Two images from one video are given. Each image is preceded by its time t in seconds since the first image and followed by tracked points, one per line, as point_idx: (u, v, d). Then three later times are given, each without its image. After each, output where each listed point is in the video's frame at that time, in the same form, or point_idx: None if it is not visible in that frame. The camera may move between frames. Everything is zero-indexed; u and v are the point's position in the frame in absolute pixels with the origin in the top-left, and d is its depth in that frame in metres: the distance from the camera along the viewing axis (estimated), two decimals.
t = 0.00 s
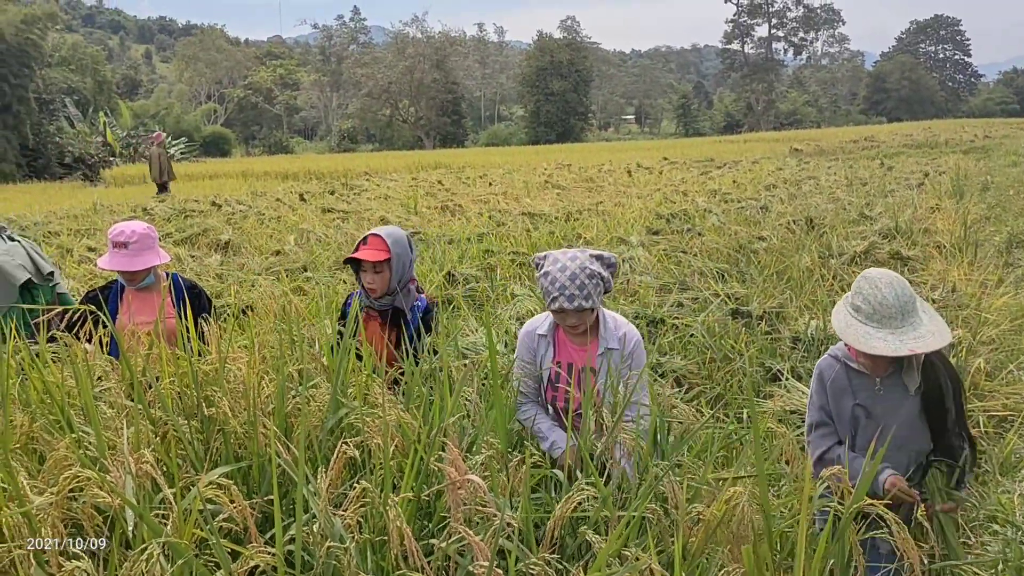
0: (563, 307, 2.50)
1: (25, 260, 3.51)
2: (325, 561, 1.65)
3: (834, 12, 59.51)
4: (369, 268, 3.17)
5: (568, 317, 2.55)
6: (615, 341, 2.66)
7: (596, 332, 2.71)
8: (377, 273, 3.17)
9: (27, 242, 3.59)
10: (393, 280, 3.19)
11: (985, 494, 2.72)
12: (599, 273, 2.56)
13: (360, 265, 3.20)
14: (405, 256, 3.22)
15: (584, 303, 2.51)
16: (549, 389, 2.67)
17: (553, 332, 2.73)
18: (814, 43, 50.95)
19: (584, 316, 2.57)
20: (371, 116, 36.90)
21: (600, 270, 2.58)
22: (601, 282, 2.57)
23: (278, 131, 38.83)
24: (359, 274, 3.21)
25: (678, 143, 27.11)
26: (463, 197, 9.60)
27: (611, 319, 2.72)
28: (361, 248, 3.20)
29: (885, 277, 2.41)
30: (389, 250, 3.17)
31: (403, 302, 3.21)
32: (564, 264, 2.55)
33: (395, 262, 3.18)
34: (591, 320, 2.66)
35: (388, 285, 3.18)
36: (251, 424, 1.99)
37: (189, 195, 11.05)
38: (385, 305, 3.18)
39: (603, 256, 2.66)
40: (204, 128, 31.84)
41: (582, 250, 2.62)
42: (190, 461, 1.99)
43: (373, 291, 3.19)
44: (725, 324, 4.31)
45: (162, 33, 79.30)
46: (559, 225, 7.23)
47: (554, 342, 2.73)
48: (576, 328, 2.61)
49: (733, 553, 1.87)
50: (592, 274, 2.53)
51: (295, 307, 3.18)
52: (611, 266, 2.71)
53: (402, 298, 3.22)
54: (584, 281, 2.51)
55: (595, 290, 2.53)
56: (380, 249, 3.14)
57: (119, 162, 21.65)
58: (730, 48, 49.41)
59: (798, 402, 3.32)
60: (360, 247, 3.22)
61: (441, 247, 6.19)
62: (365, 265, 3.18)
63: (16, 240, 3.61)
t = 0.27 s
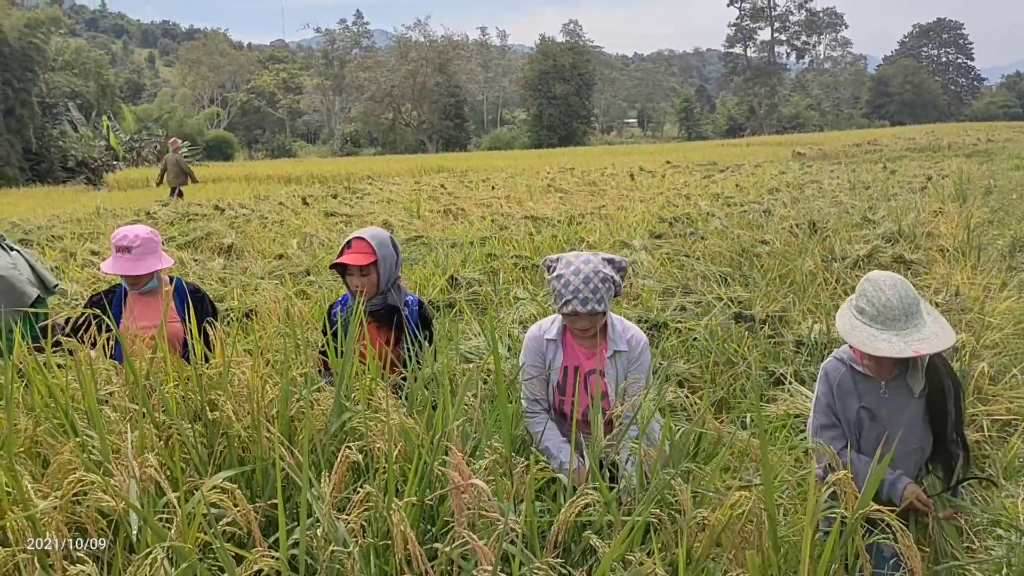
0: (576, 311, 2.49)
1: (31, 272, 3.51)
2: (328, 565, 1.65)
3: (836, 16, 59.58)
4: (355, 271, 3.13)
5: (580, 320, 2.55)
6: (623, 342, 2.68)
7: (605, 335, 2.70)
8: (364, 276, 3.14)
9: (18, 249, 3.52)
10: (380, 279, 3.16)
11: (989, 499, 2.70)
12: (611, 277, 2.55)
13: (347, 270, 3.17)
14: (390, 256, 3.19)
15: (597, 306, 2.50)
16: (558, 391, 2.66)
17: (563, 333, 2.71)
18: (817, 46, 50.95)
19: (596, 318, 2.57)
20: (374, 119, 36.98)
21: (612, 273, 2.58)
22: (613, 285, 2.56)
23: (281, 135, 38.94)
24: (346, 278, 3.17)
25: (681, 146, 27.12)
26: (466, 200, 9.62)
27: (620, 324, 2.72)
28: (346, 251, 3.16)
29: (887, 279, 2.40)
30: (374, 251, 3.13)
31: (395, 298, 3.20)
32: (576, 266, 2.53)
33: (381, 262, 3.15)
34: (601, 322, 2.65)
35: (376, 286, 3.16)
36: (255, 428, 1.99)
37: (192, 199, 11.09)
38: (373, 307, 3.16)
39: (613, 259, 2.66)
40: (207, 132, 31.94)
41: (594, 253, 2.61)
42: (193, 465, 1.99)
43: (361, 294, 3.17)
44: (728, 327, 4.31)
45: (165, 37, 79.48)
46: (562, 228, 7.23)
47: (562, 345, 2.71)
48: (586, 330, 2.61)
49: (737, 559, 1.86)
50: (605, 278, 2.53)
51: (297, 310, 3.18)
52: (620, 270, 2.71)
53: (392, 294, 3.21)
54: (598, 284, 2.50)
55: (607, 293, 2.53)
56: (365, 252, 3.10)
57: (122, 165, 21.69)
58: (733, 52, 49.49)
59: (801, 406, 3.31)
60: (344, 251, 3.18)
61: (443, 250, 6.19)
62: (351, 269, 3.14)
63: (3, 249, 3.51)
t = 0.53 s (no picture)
0: (590, 310, 2.48)
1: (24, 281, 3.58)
2: (329, 569, 1.65)
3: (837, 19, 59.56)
4: (351, 268, 3.09)
5: (593, 320, 2.54)
6: (633, 347, 2.67)
7: (616, 336, 2.69)
8: (360, 272, 3.11)
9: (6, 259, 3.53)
10: (376, 276, 3.14)
11: (991, 502, 2.69)
12: (627, 278, 2.54)
13: (341, 267, 3.12)
14: (383, 250, 3.17)
15: (611, 305, 2.50)
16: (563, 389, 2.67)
17: (573, 331, 2.70)
18: (818, 49, 50.98)
19: (608, 318, 2.55)
20: (375, 123, 37.05)
21: (629, 273, 2.57)
22: (628, 285, 2.55)
23: (282, 139, 39.01)
24: (340, 276, 3.12)
25: (683, 149, 27.10)
26: (468, 204, 9.63)
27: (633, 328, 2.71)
28: (341, 249, 3.12)
29: (894, 280, 2.40)
30: (370, 248, 3.11)
31: (387, 290, 3.18)
32: (593, 266, 2.52)
33: (377, 258, 3.12)
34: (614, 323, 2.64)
35: (372, 282, 3.12)
36: (257, 431, 1.98)
37: (195, 202, 11.11)
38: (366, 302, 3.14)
39: (630, 261, 2.65)
40: (209, 136, 31.99)
41: (611, 253, 2.60)
42: (195, 468, 1.99)
43: (355, 291, 3.12)
44: (730, 330, 4.30)
45: (167, 41, 79.68)
46: (563, 232, 7.23)
47: (573, 342, 2.70)
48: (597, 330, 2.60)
49: (740, 562, 1.86)
50: (621, 279, 2.51)
51: (299, 313, 3.17)
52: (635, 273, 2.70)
53: (386, 288, 3.19)
54: (613, 284, 2.49)
55: (621, 294, 2.52)
56: (362, 249, 3.07)
57: (124, 169, 21.74)
58: (734, 55, 49.49)
59: (803, 408, 3.30)
60: (338, 249, 3.14)
61: (445, 253, 6.20)
62: (347, 267, 3.10)
63: None
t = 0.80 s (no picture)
0: (606, 305, 2.50)
1: None
2: (334, 572, 1.65)
3: (839, 21, 59.54)
4: (365, 273, 3.06)
5: (607, 317, 2.56)
6: (646, 353, 2.67)
7: (627, 339, 2.70)
8: (369, 276, 3.09)
9: None
10: (381, 278, 3.15)
11: (996, 504, 2.67)
12: (646, 278, 2.57)
13: (352, 272, 3.07)
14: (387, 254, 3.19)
15: (628, 304, 2.51)
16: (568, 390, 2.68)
17: (585, 330, 2.71)
18: (821, 51, 50.95)
19: (624, 318, 2.57)
20: (378, 126, 37.07)
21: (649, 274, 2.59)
22: (646, 286, 2.57)
23: (285, 142, 39.06)
24: (350, 280, 3.08)
25: (685, 152, 27.09)
26: (470, 207, 9.62)
27: (646, 332, 2.72)
28: (354, 254, 3.05)
29: (897, 282, 2.40)
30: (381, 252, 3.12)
31: (387, 291, 3.18)
32: (613, 263, 2.55)
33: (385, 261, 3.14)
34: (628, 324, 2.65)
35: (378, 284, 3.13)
36: (261, 435, 1.98)
37: (197, 205, 11.12)
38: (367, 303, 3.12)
39: (651, 264, 2.67)
40: (211, 139, 32.04)
41: (634, 253, 2.62)
42: (199, 472, 1.99)
43: (360, 295, 3.10)
44: (733, 333, 4.29)
45: (170, 45, 79.82)
46: (566, 234, 7.23)
47: (584, 340, 2.71)
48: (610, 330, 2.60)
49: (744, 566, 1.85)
50: (641, 279, 2.54)
51: (302, 316, 3.17)
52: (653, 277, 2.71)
53: (385, 287, 3.19)
54: (633, 283, 2.52)
55: (639, 294, 2.54)
56: (378, 253, 3.07)
57: (127, 173, 21.75)
58: (737, 58, 49.48)
59: (806, 411, 3.29)
60: (351, 254, 3.06)
61: (447, 256, 6.20)
62: (360, 272, 3.06)
63: None
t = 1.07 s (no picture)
0: (614, 321, 2.53)
1: None
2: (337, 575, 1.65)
3: (840, 22, 59.52)
4: (387, 281, 3.10)
5: (617, 331, 2.59)
6: (662, 360, 2.69)
7: (642, 348, 2.73)
8: (393, 284, 3.14)
9: None
10: (401, 286, 3.21)
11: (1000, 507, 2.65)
12: (655, 292, 2.58)
13: (378, 278, 3.10)
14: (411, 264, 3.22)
15: (636, 319, 2.54)
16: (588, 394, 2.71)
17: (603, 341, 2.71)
18: (822, 53, 50.94)
19: (634, 331, 2.60)
20: (380, 128, 37.16)
21: (658, 288, 2.61)
22: (655, 300, 2.59)
23: (287, 144, 39.11)
24: (374, 286, 3.11)
25: (686, 154, 27.09)
26: (472, 209, 9.63)
27: (662, 340, 2.75)
28: (383, 262, 3.08)
29: (893, 280, 2.40)
30: (407, 261, 3.17)
31: (402, 299, 3.22)
32: (621, 276, 2.57)
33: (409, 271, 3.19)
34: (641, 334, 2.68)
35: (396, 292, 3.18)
36: (263, 438, 1.98)
37: (199, 209, 11.14)
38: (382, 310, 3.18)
39: (662, 274, 2.67)
40: (213, 142, 32.10)
41: (641, 265, 2.63)
42: (201, 475, 1.99)
43: (380, 300, 3.16)
44: (735, 335, 4.29)
45: (172, 48, 80.01)
46: (568, 236, 7.24)
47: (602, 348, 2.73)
48: (622, 342, 2.64)
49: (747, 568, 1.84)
50: (649, 293, 2.56)
51: (305, 319, 3.17)
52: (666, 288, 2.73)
53: (401, 295, 3.23)
54: (641, 298, 2.53)
55: (649, 308, 2.56)
56: (402, 265, 3.10)
57: (129, 176, 21.81)
58: (738, 59, 49.48)
59: (808, 413, 3.28)
60: (380, 261, 3.08)
61: (449, 259, 6.20)
62: (386, 280, 3.10)
63: None
